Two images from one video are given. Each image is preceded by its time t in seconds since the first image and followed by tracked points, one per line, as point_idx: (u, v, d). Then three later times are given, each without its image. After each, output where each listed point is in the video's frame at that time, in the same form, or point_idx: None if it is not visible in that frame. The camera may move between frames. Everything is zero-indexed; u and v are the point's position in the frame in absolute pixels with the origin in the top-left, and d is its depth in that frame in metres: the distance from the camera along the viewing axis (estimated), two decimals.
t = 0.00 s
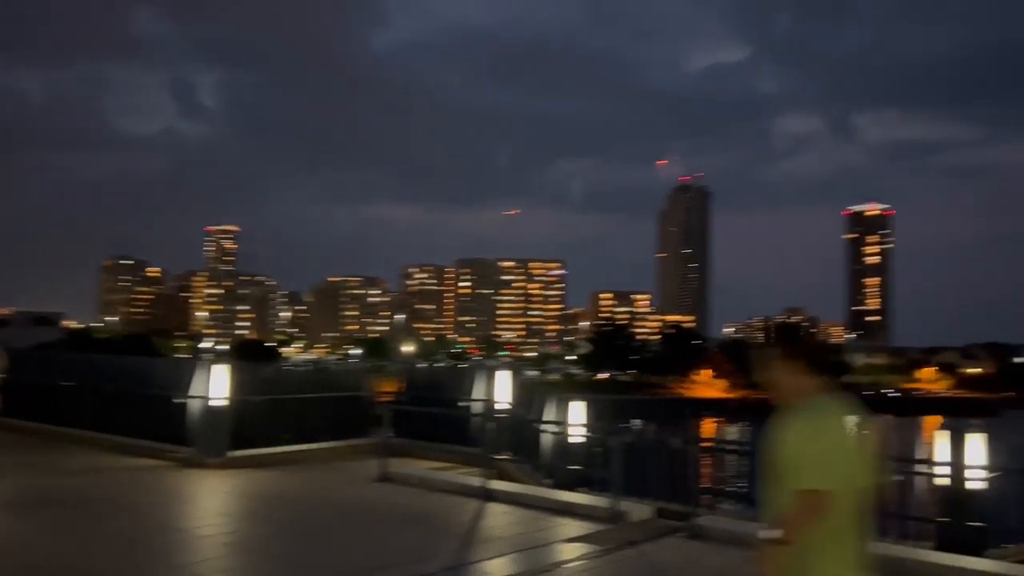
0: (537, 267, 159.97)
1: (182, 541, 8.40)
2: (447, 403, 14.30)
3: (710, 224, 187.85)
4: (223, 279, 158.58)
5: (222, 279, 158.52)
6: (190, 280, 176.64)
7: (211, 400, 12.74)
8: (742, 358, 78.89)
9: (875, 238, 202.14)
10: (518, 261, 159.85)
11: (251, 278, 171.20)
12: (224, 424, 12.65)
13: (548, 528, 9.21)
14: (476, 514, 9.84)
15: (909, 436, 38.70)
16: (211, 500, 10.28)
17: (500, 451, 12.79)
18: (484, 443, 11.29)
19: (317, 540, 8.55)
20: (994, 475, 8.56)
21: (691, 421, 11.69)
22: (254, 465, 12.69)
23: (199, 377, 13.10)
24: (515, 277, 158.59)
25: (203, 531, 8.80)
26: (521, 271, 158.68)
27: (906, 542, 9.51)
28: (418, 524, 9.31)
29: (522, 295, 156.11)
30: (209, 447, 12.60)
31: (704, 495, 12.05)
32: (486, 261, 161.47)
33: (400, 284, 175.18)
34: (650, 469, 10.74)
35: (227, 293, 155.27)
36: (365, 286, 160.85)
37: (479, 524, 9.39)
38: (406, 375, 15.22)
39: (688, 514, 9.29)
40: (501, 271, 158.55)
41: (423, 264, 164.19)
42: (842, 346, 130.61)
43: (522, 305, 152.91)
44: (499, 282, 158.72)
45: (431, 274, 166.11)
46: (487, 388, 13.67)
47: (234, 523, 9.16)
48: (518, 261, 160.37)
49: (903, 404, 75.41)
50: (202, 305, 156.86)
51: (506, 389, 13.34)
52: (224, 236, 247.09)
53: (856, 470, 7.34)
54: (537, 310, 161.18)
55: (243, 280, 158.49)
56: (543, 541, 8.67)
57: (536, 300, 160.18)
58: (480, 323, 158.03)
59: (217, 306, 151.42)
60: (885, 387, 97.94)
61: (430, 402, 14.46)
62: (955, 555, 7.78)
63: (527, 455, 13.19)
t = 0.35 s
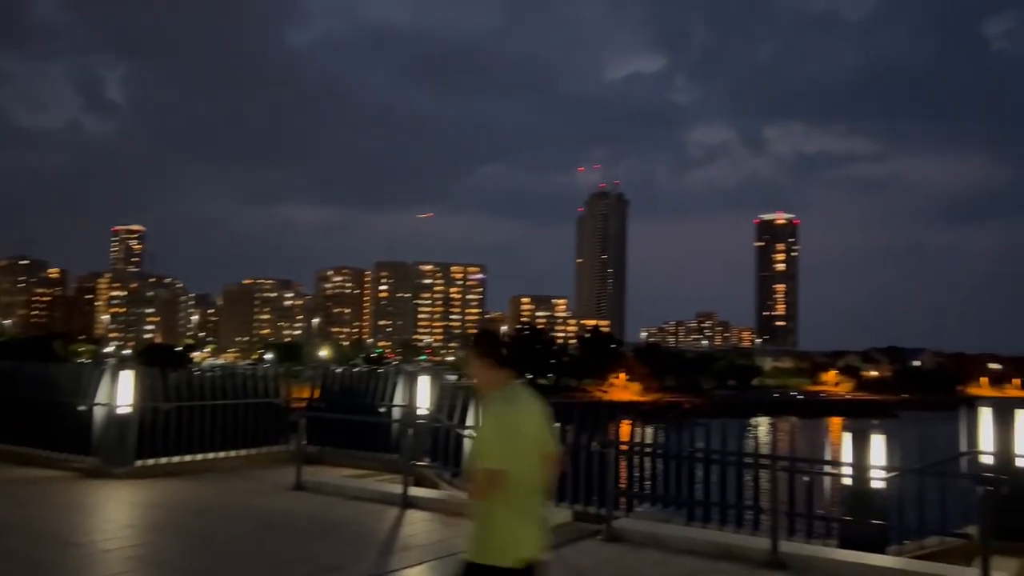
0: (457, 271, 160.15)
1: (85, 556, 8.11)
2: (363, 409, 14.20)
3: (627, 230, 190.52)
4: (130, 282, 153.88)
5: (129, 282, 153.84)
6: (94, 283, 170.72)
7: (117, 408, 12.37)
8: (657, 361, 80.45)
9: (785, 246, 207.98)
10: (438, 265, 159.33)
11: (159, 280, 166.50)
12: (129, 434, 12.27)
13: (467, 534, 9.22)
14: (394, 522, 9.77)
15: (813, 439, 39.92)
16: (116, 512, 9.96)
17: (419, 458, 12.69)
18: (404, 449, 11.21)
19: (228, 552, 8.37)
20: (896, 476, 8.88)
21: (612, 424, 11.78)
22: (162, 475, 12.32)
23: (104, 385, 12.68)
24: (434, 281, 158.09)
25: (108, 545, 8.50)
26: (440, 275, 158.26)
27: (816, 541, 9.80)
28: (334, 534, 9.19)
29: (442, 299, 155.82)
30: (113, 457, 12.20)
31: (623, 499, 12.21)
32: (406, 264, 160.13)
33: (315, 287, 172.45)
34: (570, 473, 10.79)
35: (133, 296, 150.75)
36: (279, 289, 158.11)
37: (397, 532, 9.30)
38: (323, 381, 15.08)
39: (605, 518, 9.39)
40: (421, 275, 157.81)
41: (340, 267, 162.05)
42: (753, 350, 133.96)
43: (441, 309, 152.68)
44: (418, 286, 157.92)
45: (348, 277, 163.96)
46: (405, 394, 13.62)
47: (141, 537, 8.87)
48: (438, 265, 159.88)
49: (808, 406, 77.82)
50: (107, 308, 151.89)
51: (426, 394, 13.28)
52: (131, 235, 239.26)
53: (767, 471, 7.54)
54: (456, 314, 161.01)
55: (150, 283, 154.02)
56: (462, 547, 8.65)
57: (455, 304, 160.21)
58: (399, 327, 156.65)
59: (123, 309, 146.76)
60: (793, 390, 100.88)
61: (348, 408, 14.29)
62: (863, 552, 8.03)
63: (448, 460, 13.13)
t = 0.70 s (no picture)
0: (393, 272, 159.68)
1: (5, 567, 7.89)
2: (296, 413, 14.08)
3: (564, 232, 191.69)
4: (52, 281, 149.37)
5: (51, 281, 149.34)
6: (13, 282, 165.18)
7: (37, 411, 11.95)
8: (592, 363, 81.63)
9: (717, 249, 211.59)
10: (374, 266, 158.23)
11: (82, 280, 161.91)
12: (51, 438, 11.90)
13: (403, 538, 9.23)
14: (328, 527, 9.72)
15: (739, 439, 40.89)
16: (39, 521, 9.69)
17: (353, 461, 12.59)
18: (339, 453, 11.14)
19: (157, 560, 8.23)
20: (823, 474, 9.12)
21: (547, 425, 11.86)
22: (85, 480, 11.99)
23: (24, 387, 12.27)
24: (370, 283, 157.12)
25: (29, 556, 8.28)
26: (376, 276, 157.47)
27: (746, 539, 10.03)
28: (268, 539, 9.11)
29: (378, 301, 155.40)
30: (34, 462, 11.81)
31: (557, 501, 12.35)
32: (341, 265, 157.29)
33: (247, 289, 169.77)
34: (505, 474, 10.85)
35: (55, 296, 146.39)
36: (208, 290, 154.99)
37: (332, 537, 9.27)
38: (254, 383, 14.92)
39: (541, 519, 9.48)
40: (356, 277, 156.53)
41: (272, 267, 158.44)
42: (685, 351, 136.14)
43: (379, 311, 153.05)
44: (354, 287, 156.60)
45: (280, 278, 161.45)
46: (339, 398, 13.55)
47: (65, 546, 8.66)
48: (374, 266, 158.74)
49: (738, 406, 79.49)
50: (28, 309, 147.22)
51: (362, 397, 13.19)
52: (56, 234, 232.44)
53: (698, 472, 7.70)
54: (393, 316, 160.51)
55: (73, 282, 149.71)
56: (398, 551, 8.65)
57: (392, 305, 159.98)
58: (334, 330, 153.98)
59: (44, 310, 142.41)
60: (723, 391, 102.88)
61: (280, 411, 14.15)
62: (789, 550, 8.28)
63: (383, 464, 13.07)
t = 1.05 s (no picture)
0: (334, 272, 158.41)
1: None
2: (231, 415, 13.92)
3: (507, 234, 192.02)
4: None
5: None
6: None
7: None
8: (532, 363, 82.40)
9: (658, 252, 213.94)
10: (314, 266, 156.42)
11: (9, 280, 156.81)
12: None
13: (344, 541, 9.20)
14: (266, 531, 9.65)
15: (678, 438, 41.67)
16: None
17: (290, 465, 12.46)
18: (277, 456, 11.03)
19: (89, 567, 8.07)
20: (759, 473, 9.27)
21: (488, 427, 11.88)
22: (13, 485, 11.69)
23: None
24: (310, 283, 155.36)
25: None
26: (316, 276, 155.87)
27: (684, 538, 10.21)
28: (206, 544, 9.01)
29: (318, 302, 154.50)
30: None
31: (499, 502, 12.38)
32: (281, 266, 153.71)
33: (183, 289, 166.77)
34: (446, 475, 10.83)
35: None
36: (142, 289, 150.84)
37: (270, 541, 9.20)
38: (190, 385, 14.73)
39: (482, 521, 9.51)
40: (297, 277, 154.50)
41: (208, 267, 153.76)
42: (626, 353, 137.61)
43: (318, 311, 152.61)
44: (294, 287, 154.86)
45: (218, 278, 158.82)
46: (277, 401, 13.44)
47: None
48: (315, 267, 156.82)
49: (677, 407, 80.67)
50: None
51: (302, 399, 13.06)
52: None
53: (638, 472, 7.79)
54: (334, 317, 159.35)
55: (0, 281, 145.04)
56: (338, 554, 8.62)
57: (333, 306, 159.03)
58: (273, 331, 151.40)
59: None
60: (663, 392, 104.25)
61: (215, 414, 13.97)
62: (724, 548, 8.44)
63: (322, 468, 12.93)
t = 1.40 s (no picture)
0: (287, 273, 155.24)
1: None
2: (180, 416, 13.71)
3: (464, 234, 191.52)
4: None
5: None
6: None
7: None
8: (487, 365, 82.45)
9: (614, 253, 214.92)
10: (267, 267, 152.74)
11: None
12: None
13: (295, 543, 9.12)
14: (217, 534, 9.52)
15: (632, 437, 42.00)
16: None
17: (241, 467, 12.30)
18: (227, 458, 10.89)
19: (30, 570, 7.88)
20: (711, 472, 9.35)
21: (442, 427, 11.83)
22: None
23: None
24: (263, 283, 152.03)
25: None
26: (269, 276, 152.17)
27: (637, 536, 10.28)
28: (155, 548, 8.85)
29: (271, 303, 152.56)
30: None
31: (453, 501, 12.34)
32: (232, 266, 151.61)
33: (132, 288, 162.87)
34: (398, 475, 10.78)
35: None
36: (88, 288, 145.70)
37: (220, 544, 9.08)
38: (138, 386, 14.48)
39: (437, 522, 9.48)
40: (248, 277, 150.49)
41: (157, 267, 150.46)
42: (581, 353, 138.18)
43: (270, 314, 151.70)
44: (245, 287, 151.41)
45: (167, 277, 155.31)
46: (228, 402, 13.28)
47: None
48: (267, 267, 153.20)
49: (632, 407, 81.28)
50: None
51: (254, 400, 12.92)
52: None
53: (592, 470, 7.79)
54: (286, 317, 156.48)
55: None
56: (290, 557, 8.55)
57: (286, 307, 155.35)
58: (222, 331, 153.02)
59: None
60: (617, 392, 104.94)
61: (163, 415, 13.74)
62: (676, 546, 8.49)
63: (273, 471, 12.79)
